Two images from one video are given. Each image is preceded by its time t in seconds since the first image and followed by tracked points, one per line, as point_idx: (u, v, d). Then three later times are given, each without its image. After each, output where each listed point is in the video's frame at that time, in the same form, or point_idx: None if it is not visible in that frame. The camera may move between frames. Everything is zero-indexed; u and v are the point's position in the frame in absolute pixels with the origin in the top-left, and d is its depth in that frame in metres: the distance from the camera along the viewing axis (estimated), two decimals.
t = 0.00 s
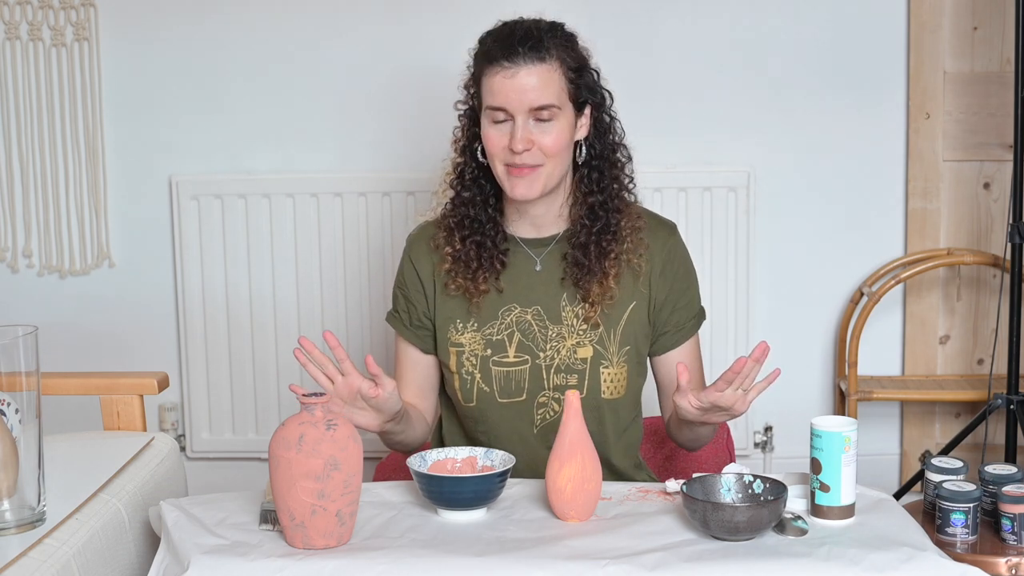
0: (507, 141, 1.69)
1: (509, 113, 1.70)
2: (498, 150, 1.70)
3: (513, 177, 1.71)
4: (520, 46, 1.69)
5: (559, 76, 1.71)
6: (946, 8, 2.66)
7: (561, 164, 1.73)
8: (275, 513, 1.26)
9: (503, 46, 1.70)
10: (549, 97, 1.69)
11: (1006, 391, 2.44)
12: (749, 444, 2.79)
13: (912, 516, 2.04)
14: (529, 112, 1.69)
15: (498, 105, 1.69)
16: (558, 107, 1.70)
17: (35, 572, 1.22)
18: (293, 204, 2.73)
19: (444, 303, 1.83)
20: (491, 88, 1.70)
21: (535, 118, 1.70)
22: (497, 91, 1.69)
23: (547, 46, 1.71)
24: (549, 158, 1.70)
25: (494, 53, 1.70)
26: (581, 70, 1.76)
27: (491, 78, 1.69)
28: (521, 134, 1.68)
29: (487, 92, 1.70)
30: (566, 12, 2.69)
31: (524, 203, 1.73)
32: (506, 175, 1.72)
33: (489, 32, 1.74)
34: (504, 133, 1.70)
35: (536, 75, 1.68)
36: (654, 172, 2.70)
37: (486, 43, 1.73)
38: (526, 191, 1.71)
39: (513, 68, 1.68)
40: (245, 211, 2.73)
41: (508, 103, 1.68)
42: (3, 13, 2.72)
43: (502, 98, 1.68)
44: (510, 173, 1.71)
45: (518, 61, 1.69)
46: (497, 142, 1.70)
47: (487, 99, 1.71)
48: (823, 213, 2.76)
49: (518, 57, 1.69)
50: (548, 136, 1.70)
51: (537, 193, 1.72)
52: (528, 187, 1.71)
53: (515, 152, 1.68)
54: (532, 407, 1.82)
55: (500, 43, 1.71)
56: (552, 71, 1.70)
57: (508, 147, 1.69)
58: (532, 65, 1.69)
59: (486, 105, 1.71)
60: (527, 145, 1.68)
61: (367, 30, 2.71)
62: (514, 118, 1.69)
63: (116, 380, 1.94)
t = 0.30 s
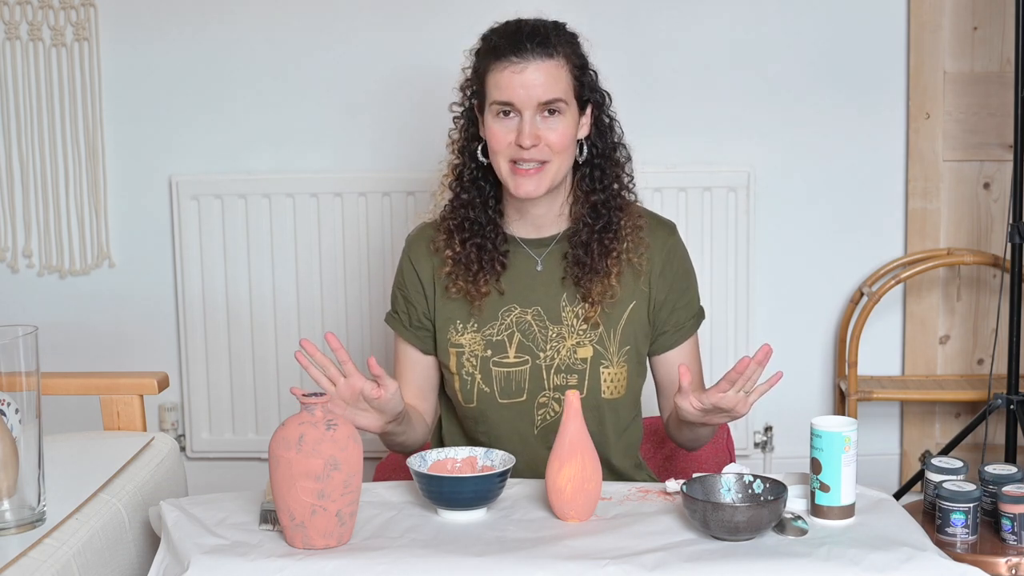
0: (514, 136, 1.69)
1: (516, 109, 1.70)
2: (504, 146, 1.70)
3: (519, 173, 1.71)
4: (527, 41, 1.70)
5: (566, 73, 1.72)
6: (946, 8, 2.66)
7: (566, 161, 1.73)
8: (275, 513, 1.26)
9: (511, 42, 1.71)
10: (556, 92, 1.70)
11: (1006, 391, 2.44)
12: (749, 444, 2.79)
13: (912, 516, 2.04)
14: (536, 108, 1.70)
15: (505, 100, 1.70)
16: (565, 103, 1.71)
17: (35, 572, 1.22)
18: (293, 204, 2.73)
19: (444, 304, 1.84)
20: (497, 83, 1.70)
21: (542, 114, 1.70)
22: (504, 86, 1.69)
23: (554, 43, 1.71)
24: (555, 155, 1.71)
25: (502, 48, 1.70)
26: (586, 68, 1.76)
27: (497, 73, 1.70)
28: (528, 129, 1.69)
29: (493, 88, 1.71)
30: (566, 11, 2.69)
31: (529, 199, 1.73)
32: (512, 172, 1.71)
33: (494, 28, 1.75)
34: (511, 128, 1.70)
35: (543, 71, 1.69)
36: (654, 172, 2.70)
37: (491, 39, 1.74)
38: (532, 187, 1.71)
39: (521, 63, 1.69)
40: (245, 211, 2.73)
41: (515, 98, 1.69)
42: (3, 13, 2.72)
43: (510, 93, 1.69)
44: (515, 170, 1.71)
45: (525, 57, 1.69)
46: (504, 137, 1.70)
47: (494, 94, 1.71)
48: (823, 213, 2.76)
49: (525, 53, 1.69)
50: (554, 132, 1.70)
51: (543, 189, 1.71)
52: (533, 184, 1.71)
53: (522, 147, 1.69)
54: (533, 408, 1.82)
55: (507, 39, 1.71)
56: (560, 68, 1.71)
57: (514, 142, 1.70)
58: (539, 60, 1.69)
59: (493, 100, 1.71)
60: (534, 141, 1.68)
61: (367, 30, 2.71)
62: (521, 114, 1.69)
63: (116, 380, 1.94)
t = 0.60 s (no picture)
0: (515, 136, 1.70)
1: (516, 108, 1.70)
2: (505, 146, 1.70)
3: (519, 172, 1.71)
4: (528, 41, 1.70)
5: (567, 72, 1.72)
6: (946, 8, 2.66)
7: (566, 161, 1.73)
8: (275, 513, 1.26)
9: (511, 42, 1.71)
10: (557, 92, 1.70)
11: (1006, 391, 2.44)
12: (749, 444, 2.79)
13: (913, 516, 2.04)
14: (537, 107, 1.70)
15: (506, 100, 1.70)
16: (566, 103, 1.71)
17: (35, 572, 1.22)
18: (293, 204, 2.73)
19: (444, 304, 1.84)
20: (498, 83, 1.70)
21: (542, 113, 1.70)
22: (504, 85, 1.69)
23: (554, 43, 1.72)
24: (556, 154, 1.71)
25: (503, 48, 1.71)
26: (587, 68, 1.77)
27: (498, 73, 1.70)
28: (529, 128, 1.69)
29: (494, 87, 1.71)
30: (565, 11, 2.69)
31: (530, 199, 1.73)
32: (512, 171, 1.71)
33: (494, 28, 1.75)
34: (511, 127, 1.70)
35: (544, 70, 1.69)
36: (654, 172, 2.70)
37: (492, 40, 1.74)
38: (532, 187, 1.71)
39: (521, 63, 1.69)
40: (245, 211, 2.73)
41: (516, 98, 1.69)
42: (3, 13, 2.72)
43: (511, 92, 1.69)
44: (516, 169, 1.71)
45: (525, 57, 1.70)
46: (504, 137, 1.70)
47: (494, 93, 1.71)
48: (824, 213, 2.76)
49: (526, 52, 1.70)
50: (555, 131, 1.70)
51: (544, 189, 1.71)
52: (534, 183, 1.71)
53: (523, 146, 1.69)
54: (532, 408, 1.82)
55: (508, 39, 1.72)
56: (560, 67, 1.71)
57: (515, 142, 1.70)
58: (540, 60, 1.69)
59: (493, 100, 1.71)
60: (535, 140, 1.68)
61: (367, 30, 2.71)
62: (522, 113, 1.69)
63: (116, 380, 1.95)
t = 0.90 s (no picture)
0: (513, 139, 1.70)
1: (515, 112, 1.70)
2: (504, 150, 1.71)
3: (518, 176, 1.72)
4: (527, 44, 1.70)
5: (565, 76, 1.72)
6: (946, 8, 2.66)
7: (565, 164, 1.74)
8: (275, 513, 1.26)
9: (510, 45, 1.70)
10: (555, 95, 1.70)
11: (1006, 391, 2.44)
12: (749, 444, 2.79)
13: (912, 516, 2.04)
14: (535, 111, 1.70)
15: (505, 105, 1.69)
16: (564, 106, 1.71)
17: (35, 572, 1.22)
18: (293, 204, 2.73)
19: (442, 304, 1.84)
20: (497, 87, 1.70)
21: (541, 117, 1.70)
22: (503, 89, 1.69)
23: (553, 45, 1.71)
24: (554, 157, 1.71)
25: (501, 51, 1.70)
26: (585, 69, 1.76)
27: (497, 76, 1.70)
28: (528, 132, 1.69)
29: (493, 91, 1.70)
30: (565, 11, 2.69)
31: (530, 202, 1.74)
32: (511, 174, 1.72)
33: (493, 31, 1.74)
34: (510, 131, 1.70)
35: (542, 74, 1.69)
36: (654, 172, 2.69)
37: (490, 41, 1.74)
38: (531, 190, 1.72)
39: (520, 67, 1.68)
40: (245, 211, 2.73)
41: (515, 102, 1.69)
42: (3, 13, 2.72)
43: (510, 96, 1.69)
44: (514, 172, 1.72)
45: (524, 60, 1.69)
46: (503, 140, 1.70)
47: (493, 97, 1.71)
48: (824, 213, 2.76)
49: (525, 56, 1.69)
50: (553, 135, 1.70)
51: (543, 192, 1.72)
52: (533, 187, 1.72)
53: (522, 150, 1.69)
54: (532, 409, 1.82)
55: (506, 42, 1.71)
56: (559, 71, 1.71)
57: (514, 146, 1.70)
58: (538, 64, 1.69)
59: (492, 103, 1.71)
60: (534, 145, 1.69)
61: (367, 30, 2.71)
62: (521, 117, 1.69)
63: (116, 380, 1.95)
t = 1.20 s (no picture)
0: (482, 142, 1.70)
1: (482, 114, 1.71)
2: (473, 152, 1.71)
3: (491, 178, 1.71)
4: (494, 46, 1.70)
5: (537, 76, 1.71)
6: (946, 8, 2.66)
7: (540, 164, 1.71)
8: (275, 513, 1.26)
9: (482, 49, 1.71)
10: (514, 94, 1.68)
11: (1006, 391, 2.44)
12: (749, 444, 2.79)
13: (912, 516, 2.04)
14: (497, 112, 1.69)
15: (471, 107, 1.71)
16: (527, 105, 1.69)
17: (36, 572, 1.22)
18: (293, 204, 2.72)
19: (443, 302, 1.84)
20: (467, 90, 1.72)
21: (505, 117, 1.69)
22: (470, 92, 1.71)
23: (527, 47, 1.71)
24: (518, 157, 1.69)
25: (473, 55, 1.71)
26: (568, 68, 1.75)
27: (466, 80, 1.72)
28: (487, 133, 1.68)
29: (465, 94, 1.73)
30: (565, 11, 2.69)
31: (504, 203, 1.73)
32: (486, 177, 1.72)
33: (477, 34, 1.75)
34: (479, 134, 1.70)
35: (501, 74, 1.68)
36: (654, 172, 2.69)
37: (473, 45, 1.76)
38: (502, 192, 1.71)
39: (480, 68, 1.69)
40: (245, 211, 2.73)
41: (478, 103, 1.70)
42: (3, 13, 2.72)
43: (474, 98, 1.70)
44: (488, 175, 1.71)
45: (488, 62, 1.69)
46: (474, 143, 1.71)
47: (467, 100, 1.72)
48: (824, 213, 2.76)
49: (489, 58, 1.70)
50: (514, 135, 1.68)
51: (511, 192, 1.71)
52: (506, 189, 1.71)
53: (485, 152, 1.69)
54: (533, 409, 1.82)
55: (480, 46, 1.72)
56: (528, 71, 1.69)
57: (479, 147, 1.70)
58: (499, 64, 1.69)
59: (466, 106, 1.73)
60: (493, 145, 1.68)
61: (368, 29, 2.71)
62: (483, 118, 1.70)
63: (116, 380, 1.95)
